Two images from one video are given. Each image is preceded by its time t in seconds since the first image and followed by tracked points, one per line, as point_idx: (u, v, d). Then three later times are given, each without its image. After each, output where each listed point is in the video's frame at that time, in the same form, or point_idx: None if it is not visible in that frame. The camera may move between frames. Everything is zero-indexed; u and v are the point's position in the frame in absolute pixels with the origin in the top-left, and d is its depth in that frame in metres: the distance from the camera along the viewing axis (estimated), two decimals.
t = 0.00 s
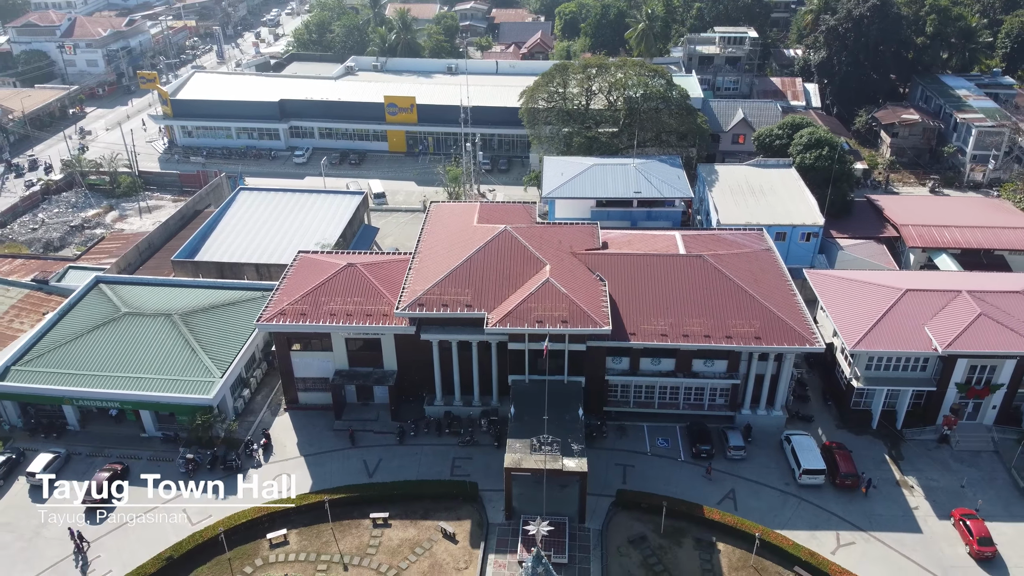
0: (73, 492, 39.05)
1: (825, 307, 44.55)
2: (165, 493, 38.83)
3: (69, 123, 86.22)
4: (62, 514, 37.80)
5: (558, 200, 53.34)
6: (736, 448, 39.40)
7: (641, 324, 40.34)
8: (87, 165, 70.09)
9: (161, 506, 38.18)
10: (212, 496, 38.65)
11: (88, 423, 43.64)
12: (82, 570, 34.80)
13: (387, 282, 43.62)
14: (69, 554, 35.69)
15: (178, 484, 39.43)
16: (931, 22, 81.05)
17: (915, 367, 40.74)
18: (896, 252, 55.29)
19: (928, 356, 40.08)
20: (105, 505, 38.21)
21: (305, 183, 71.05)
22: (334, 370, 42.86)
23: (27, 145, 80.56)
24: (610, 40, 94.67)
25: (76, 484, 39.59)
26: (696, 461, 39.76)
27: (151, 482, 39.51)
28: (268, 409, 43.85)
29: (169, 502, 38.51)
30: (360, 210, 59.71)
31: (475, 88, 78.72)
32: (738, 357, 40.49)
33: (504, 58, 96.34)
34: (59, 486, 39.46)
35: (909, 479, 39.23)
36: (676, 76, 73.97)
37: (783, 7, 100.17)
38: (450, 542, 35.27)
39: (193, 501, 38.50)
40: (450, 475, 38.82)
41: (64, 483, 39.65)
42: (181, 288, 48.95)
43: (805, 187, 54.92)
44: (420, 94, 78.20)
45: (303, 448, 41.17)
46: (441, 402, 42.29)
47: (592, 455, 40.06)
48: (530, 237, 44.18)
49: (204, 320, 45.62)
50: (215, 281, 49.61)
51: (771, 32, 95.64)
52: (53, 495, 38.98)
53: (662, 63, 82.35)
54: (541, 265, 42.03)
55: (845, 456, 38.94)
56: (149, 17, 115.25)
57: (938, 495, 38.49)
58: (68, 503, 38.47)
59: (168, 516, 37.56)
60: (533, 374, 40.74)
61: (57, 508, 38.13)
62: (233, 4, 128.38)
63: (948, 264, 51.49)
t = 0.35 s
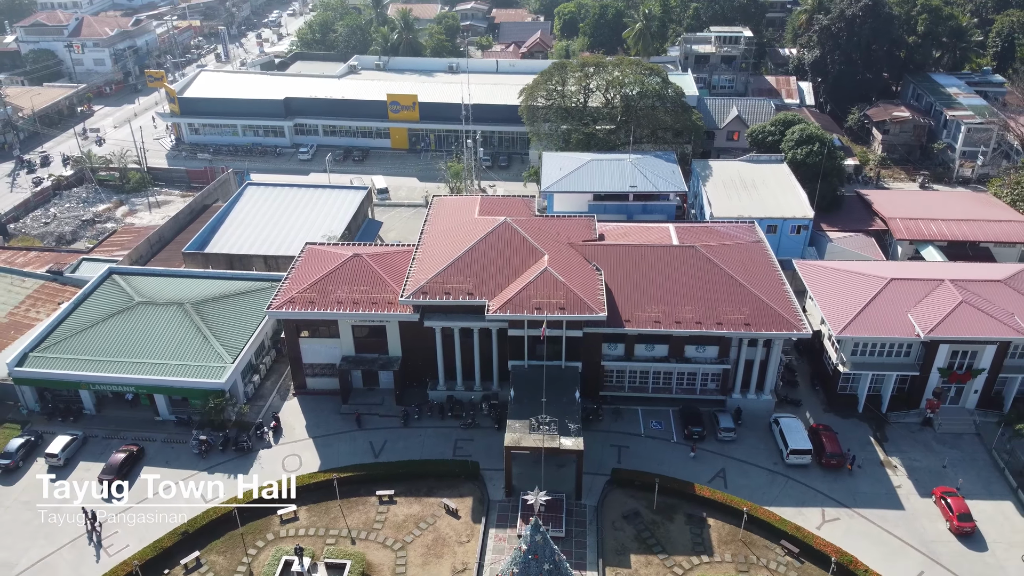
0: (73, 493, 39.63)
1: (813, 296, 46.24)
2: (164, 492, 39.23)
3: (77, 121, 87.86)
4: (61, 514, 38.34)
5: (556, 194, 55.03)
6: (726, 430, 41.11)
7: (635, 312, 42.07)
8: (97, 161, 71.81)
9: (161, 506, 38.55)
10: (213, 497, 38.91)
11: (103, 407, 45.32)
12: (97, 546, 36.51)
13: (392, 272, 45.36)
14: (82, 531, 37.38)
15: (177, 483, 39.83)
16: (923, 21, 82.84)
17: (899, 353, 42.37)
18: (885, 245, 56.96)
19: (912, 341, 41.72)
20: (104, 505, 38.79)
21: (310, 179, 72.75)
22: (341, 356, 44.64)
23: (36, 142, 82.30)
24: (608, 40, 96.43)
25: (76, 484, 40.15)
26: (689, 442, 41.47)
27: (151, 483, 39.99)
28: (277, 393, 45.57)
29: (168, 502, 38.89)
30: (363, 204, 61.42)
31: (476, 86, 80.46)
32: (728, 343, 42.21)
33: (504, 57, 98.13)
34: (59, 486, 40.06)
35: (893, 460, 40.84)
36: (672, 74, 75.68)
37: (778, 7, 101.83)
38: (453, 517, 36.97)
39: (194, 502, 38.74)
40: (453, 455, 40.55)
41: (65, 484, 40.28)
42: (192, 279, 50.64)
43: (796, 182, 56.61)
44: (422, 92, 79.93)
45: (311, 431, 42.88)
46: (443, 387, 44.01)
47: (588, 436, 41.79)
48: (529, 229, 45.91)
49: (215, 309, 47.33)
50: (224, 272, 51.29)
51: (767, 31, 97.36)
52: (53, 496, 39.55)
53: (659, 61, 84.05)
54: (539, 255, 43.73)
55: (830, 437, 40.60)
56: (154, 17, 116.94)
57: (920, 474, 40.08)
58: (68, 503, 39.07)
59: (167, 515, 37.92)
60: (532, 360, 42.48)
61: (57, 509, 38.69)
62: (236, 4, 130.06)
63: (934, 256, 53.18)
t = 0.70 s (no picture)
0: (73, 493, 40.15)
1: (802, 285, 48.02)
2: (164, 492, 39.81)
3: (86, 118, 89.59)
4: (61, 514, 38.89)
5: (555, 187, 56.83)
6: (717, 412, 42.92)
7: (630, 300, 43.88)
8: (107, 157, 73.62)
9: (160, 506, 39.12)
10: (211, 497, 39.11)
11: (119, 392, 47.06)
12: (112, 523, 38.29)
13: (396, 261, 47.21)
14: (95, 511, 39.04)
15: (176, 483, 40.43)
16: (913, 21, 84.23)
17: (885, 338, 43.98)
18: (873, 238, 58.67)
19: (895, 328, 43.46)
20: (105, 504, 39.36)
21: (315, 175, 74.54)
22: (347, 342, 46.52)
23: (46, 139, 84.10)
24: (606, 39, 98.19)
25: (76, 484, 40.71)
26: (681, 424, 43.28)
27: (150, 483, 40.55)
28: (286, 379, 47.40)
29: (168, 502, 39.47)
30: (368, 198, 63.22)
31: (477, 84, 82.24)
32: (719, 329, 44.02)
33: (505, 56, 99.93)
34: (59, 486, 40.57)
35: (877, 440, 42.54)
36: (668, 72, 77.43)
37: (774, 7, 103.54)
38: (455, 494, 38.75)
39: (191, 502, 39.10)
40: (455, 437, 42.37)
41: (65, 483, 40.80)
42: (202, 270, 52.41)
43: (787, 176, 58.40)
44: (423, 90, 81.72)
45: (319, 413, 44.70)
46: (446, 372, 45.93)
47: (585, 419, 43.64)
48: (528, 220, 47.73)
49: (226, 298, 49.10)
50: (233, 263, 53.04)
51: (762, 30, 99.12)
52: (53, 496, 40.09)
53: (656, 60, 85.84)
54: (538, 245, 45.53)
55: (817, 419, 42.34)
56: (159, 16, 118.64)
57: (903, 454, 41.79)
58: (68, 503, 39.59)
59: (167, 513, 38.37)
60: (531, 345, 44.29)
61: (57, 509, 39.24)
62: (240, 4, 131.88)
63: (920, 247, 54.92)
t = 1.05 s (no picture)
0: (73, 493, 40.70)
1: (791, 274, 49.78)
2: (164, 492, 40.36)
3: (94, 116, 91.42)
4: (62, 514, 39.44)
5: (553, 181, 58.65)
6: (708, 395, 44.74)
7: (625, 288, 45.76)
8: (116, 153, 75.50)
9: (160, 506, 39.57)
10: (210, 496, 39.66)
11: (134, 376, 48.86)
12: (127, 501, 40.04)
13: (401, 252, 49.13)
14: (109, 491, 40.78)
15: (176, 483, 40.98)
16: (905, 20, 85.95)
17: (869, 324, 45.81)
18: (862, 231, 60.52)
19: (880, 314, 45.15)
20: (105, 504, 39.85)
21: (320, 170, 76.40)
22: (353, 329, 48.43)
23: (56, 136, 86.03)
24: (605, 38, 100.07)
25: (76, 485, 41.24)
26: (674, 406, 45.14)
27: (150, 482, 41.10)
28: (295, 364, 49.30)
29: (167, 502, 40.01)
30: (372, 193, 65.08)
31: (478, 82, 84.13)
32: (711, 316, 45.90)
33: (505, 54, 101.83)
34: (59, 486, 41.08)
35: (862, 422, 44.25)
36: (663, 71, 79.29)
37: (769, 7, 105.31)
38: (458, 471, 40.60)
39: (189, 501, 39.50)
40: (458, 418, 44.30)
41: (65, 483, 41.33)
42: (212, 260, 54.21)
43: (778, 171, 60.19)
44: (425, 87, 83.52)
45: (327, 397, 46.60)
46: (449, 357, 47.99)
47: (582, 401, 45.57)
48: (527, 212, 49.60)
49: (236, 287, 50.91)
50: (242, 255, 54.83)
51: (758, 30, 100.94)
52: (53, 496, 40.61)
53: (654, 59, 87.73)
54: (536, 236, 47.39)
55: (804, 400, 44.10)
56: (165, 16, 120.54)
57: (887, 434, 43.49)
58: (68, 503, 40.15)
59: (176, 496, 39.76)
60: (530, 331, 46.15)
61: (57, 509, 39.78)
62: (245, 4, 133.86)
63: (907, 239, 56.76)
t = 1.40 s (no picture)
0: (73, 493, 41.21)
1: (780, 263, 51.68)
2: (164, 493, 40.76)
3: (102, 113, 93.28)
4: (61, 514, 39.90)
5: (552, 175, 60.62)
6: (700, 378, 46.71)
7: (621, 276, 47.71)
8: (126, 149, 77.38)
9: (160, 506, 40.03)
10: (212, 495, 40.31)
11: (148, 361, 50.71)
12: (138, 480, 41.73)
13: (405, 242, 51.08)
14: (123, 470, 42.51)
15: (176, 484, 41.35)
16: (896, 19, 87.57)
17: (854, 311, 47.73)
18: (852, 223, 62.48)
19: (865, 301, 47.04)
20: (105, 504, 40.33)
21: (324, 165, 78.32)
22: (359, 316, 50.42)
23: (66, 133, 87.92)
24: (603, 37, 101.97)
25: (75, 485, 41.72)
26: (667, 389, 47.07)
27: (150, 482, 41.58)
28: (303, 350, 51.28)
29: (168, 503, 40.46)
30: (376, 187, 66.99)
31: (479, 80, 86.03)
32: (703, 304, 47.88)
33: (505, 53, 103.78)
34: (59, 486, 41.59)
35: (848, 404, 46.06)
36: (660, 69, 81.24)
37: (764, 6, 107.13)
38: (460, 450, 42.51)
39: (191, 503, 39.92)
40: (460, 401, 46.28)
41: (65, 483, 41.83)
42: (222, 251, 56.09)
43: (770, 165, 62.12)
44: (427, 85, 85.39)
45: (334, 381, 48.55)
46: (451, 343, 49.94)
47: (579, 385, 47.51)
48: (526, 204, 51.51)
49: (246, 276, 52.81)
50: (251, 246, 56.71)
51: (753, 29, 102.84)
52: (53, 496, 41.10)
53: (650, 57, 89.67)
54: (536, 226, 49.32)
55: (791, 382, 46.01)
56: (170, 16, 122.47)
57: (872, 415, 45.29)
58: (68, 502, 40.64)
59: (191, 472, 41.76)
60: (529, 318, 48.11)
61: (57, 509, 40.24)
62: (248, 4, 135.75)
63: (894, 231, 58.70)
